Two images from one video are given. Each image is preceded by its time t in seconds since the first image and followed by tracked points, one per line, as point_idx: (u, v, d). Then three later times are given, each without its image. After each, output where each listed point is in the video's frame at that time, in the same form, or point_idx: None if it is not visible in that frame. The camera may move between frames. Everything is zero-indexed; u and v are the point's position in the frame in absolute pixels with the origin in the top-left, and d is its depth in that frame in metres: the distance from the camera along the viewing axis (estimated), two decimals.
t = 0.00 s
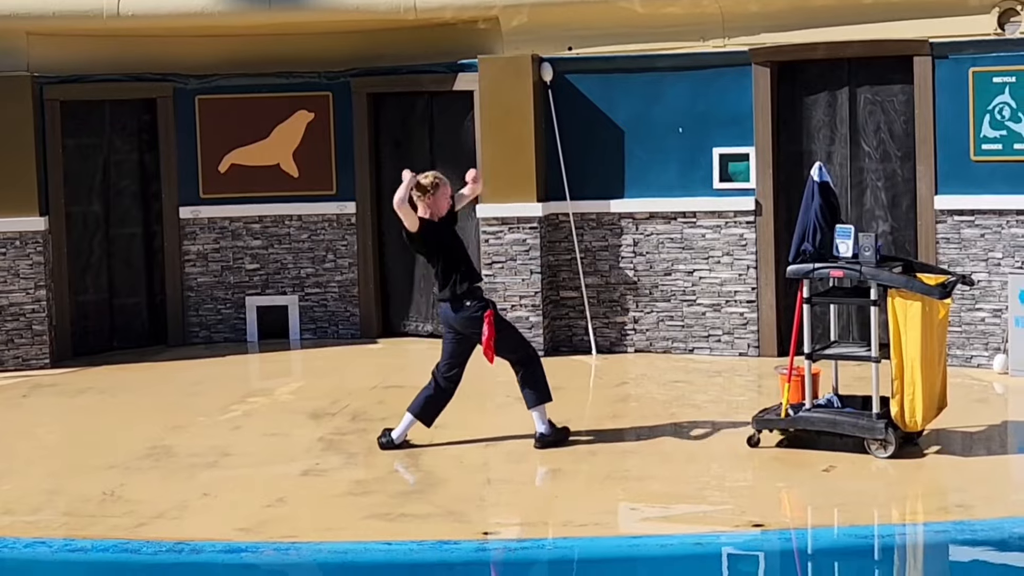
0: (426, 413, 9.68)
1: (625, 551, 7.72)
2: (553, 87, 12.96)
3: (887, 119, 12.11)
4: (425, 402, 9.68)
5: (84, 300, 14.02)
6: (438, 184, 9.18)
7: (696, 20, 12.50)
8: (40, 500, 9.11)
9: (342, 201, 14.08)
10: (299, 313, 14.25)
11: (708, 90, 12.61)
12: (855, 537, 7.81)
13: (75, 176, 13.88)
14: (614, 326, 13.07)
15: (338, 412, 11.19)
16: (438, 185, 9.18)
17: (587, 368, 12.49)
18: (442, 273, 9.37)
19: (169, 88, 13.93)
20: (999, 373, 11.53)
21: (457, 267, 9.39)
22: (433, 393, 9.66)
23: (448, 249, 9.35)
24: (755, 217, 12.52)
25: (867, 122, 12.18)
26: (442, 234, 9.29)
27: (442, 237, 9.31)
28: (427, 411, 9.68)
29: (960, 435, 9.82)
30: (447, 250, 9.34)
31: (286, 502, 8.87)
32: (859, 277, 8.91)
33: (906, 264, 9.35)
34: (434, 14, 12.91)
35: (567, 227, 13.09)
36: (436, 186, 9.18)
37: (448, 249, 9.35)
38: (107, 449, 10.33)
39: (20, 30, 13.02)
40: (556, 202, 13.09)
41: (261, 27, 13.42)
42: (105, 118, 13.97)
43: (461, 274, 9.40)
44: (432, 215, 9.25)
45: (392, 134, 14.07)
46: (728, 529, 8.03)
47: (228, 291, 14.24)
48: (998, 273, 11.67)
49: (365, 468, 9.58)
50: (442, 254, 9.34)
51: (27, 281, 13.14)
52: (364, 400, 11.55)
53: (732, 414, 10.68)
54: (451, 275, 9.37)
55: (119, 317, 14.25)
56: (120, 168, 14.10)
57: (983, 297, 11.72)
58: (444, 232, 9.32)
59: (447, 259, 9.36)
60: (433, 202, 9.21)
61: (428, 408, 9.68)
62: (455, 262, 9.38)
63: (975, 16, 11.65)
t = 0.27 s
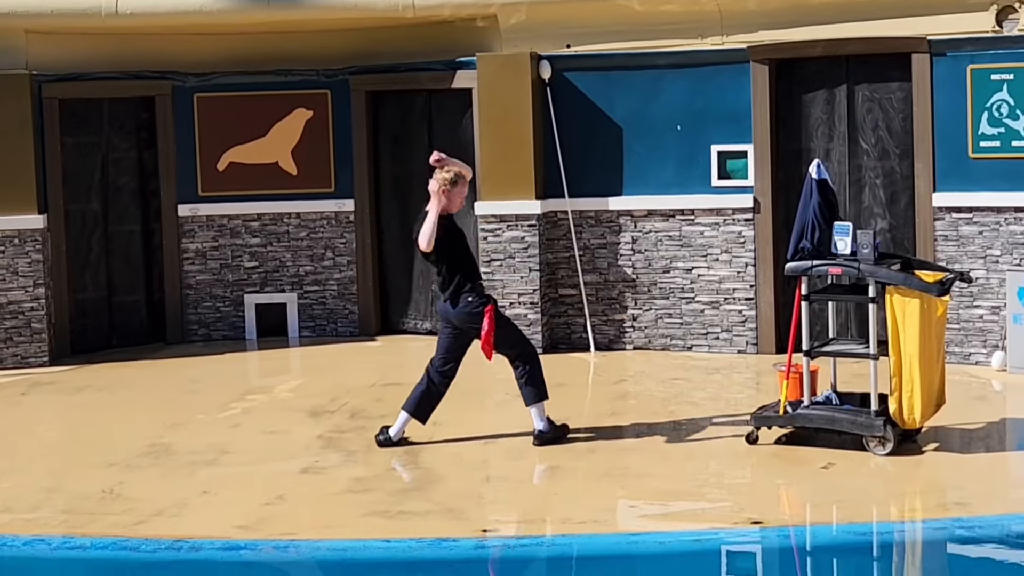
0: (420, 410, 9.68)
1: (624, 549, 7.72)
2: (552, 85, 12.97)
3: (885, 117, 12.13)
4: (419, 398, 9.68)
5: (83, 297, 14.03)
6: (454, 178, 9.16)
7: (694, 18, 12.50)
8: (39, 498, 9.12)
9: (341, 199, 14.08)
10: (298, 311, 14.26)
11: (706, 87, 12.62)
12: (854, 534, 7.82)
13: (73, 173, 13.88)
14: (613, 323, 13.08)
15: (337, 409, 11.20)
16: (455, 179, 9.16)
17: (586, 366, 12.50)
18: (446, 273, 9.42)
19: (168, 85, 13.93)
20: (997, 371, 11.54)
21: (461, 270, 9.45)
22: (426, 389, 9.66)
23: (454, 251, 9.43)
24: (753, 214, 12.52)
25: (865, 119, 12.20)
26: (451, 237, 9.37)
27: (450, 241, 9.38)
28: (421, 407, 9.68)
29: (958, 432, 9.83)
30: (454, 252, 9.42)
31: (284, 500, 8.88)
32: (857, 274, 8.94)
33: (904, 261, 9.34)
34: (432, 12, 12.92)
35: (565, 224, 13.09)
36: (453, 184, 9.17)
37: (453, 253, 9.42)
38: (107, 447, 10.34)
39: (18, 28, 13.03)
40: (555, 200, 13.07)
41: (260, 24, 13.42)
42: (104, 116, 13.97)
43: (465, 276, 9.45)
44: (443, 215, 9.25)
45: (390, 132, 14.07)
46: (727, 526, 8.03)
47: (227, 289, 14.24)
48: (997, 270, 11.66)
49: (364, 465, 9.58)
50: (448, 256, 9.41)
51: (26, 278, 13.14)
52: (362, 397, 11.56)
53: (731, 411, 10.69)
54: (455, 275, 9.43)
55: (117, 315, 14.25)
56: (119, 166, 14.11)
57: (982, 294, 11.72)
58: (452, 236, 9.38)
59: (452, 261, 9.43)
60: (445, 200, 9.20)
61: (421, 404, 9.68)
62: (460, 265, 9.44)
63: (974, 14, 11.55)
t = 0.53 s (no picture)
0: (416, 405, 9.72)
1: (623, 545, 7.73)
2: (550, 81, 12.96)
3: (884, 113, 12.12)
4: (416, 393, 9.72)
5: (81, 294, 14.02)
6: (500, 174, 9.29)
7: (693, 15, 12.50)
8: (38, 495, 9.12)
9: (340, 196, 14.09)
10: (297, 308, 14.25)
11: (705, 83, 12.62)
12: (853, 531, 7.82)
13: (72, 170, 13.88)
14: (612, 320, 13.07)
15: (336, 406, 11.20)
16: (502, 172, 9.26)
17: (585, 363, 12.50)
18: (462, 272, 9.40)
19: (166, 82, 13.92)
20: (995, 367, 11.55)
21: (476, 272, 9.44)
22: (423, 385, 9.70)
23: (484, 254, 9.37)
24: (752, 211, 12.53)
25: (864, 116, 12.18)
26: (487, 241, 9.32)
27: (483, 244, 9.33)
28: (417, 403, 9.72)
29: (957, 429, 9.84)
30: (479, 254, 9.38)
31: (284, 497, 8.88)
32: (856, 271, 8.95)
33: (903, 258, 9.36)
34: (431, 9, 12.93)
35: (565, 221, 13.09)
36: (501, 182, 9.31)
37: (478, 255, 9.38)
38: (106, 444, 10.34)
39: (17, 25, 13.02)
40: (554, 196, 13.08)
41: (259, 21, 13.42)
42: (102, 113, 13.95)
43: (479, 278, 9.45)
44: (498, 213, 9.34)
45: (389, 129, 14.07)
46: (726, 523, 8.04)
47: (225, 285, 14.24)
48: (996, 266, 11.67)
49: (363, 462, 9.59)
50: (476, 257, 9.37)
51: (24, 275, 13.12)
52: (362, 394, 11.56)
53: (730, 408, 10.69)
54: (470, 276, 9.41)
55: (116, 312, 14.25)
56: (118, 163, 14.10)
57: (981, 291, 11.72)
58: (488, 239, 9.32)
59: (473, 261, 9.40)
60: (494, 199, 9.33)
61: (417, 400, 9.73)
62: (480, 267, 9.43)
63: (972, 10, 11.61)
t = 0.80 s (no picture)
0: (407, 400, 9.77)
1: (622, 542, 7.73)
2: (550, 78, 12.95)
3: (884, 110, 12.11)
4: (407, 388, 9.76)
5: (80, 291, 14.02)
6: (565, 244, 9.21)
7: (693, 12, 12.51)
8: (38, 492, 9.12)
9: (339, 193, 14.08)
10: (296, 305, 14.25)
11: (704, 80, 12.61)
12: (852, 528, 7.82)
13: (71, 167, 13.88)
14: (611, 317, 13.07)
15: (336, 403, 11.20)
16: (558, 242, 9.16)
17: (584, 360, 12.50)
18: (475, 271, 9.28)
19: (165, 79, 13.92)
20: (995, 364, 11.55)
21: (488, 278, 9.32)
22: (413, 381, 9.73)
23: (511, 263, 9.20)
24: (751, 208, 12.53)
25: (864, 112, 12.18)
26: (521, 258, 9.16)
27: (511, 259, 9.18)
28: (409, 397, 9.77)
29: (957, 426, 9.84)
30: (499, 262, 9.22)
31: (283, 493, 8.88)
32: (856, 268, 8.94)
33: (902, 255, 9.36)
34: (431, 5, 12.93)
35: (564, 218, 13.07)
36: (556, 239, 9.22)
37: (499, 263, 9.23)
38: (105, 441, 10.33)
39: (16, 21, 13.02)
40: (553, 193, 13.07)
41: (258, 18, 13.42)
42: (102, 110, 13.95)
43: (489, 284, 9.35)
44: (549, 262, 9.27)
45: (388, 126, 14.06)
46: (725, 519, 8.04)
47: (225, 282, 14.24)
48: (995, 263, 11.67)
49: (362, 459, 9.59)
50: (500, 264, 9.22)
51: (23, 272, 13.13)
52: (361, 391, 11.57)
53: (729, 405, 10.69)
54: (480, 278, 9.29)
55: (115, 309, 14.24)
56: (117, 159, 14.10)
57: (980, 288, 11.72)
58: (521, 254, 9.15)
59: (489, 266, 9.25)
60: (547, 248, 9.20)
61: (408, 394, 9.77)
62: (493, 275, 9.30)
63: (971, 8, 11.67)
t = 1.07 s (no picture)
0: (405, 402, 9.77)
1: (621, 542, 7.73)
2: (549, 78, 12.95)
3: (883, 111, 12.12)
4: (406, 390, 9.75)
5: (79, 292, 14.01)
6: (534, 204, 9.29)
7: (692, 12, 12.51)
8: (37, 492, 9.11)
9: (338, 193, 14.09)
10: (295, 305, 14.25)
11: (703, 80, 12.61)
12: (851, 528, 7.82)
13: (71, 167, 13.87)
14: (610, 317, 13.07)
15: (335, 404, 11.20)
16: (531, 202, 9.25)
17: (583, 360, 12.51)
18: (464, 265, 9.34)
19: (164, 79, 13.91)
20: (994, 365, 11.55)
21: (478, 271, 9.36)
22: (412, 383, 9.73)
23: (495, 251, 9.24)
24: (750, 208, 12.53)
25: (863, 113, 12.18)
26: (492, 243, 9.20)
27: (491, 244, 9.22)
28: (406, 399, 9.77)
29: (956, 426, 9.84)
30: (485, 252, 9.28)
31: (282, 494, 8.88)
32: (855, 269, 8.94)
33: (901, 255, 9.36)
34: (429, 6, 12.93)
35: (563, 219, 13.08)
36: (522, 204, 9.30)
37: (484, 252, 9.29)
38: (103, 441, 10.33)
39: (15, 22, 13.02)
40: (552, 194, 13.07)
41: (257, 18, 13.42)
42: (101, 110, 13.94)
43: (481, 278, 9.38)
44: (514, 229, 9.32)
45: (387, 127, 14.06)
46: (724, 520, 8.04)
47: (224, 283, 14.24)
48: (994, 264, 11.67)
49: (362, 459, 9.59)
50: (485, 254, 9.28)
51: (22, 272, 13.13)
52: (360, 391, 11.56)
53: (728, 406, 10.69)
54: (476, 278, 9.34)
55: (114, 309, 14.24)
56: (116, 159, 14.09)
57: (979, 289, 11.72)
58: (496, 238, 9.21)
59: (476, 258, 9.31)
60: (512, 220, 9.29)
61: (405, 395, 9.76)
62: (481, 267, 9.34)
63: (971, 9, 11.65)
